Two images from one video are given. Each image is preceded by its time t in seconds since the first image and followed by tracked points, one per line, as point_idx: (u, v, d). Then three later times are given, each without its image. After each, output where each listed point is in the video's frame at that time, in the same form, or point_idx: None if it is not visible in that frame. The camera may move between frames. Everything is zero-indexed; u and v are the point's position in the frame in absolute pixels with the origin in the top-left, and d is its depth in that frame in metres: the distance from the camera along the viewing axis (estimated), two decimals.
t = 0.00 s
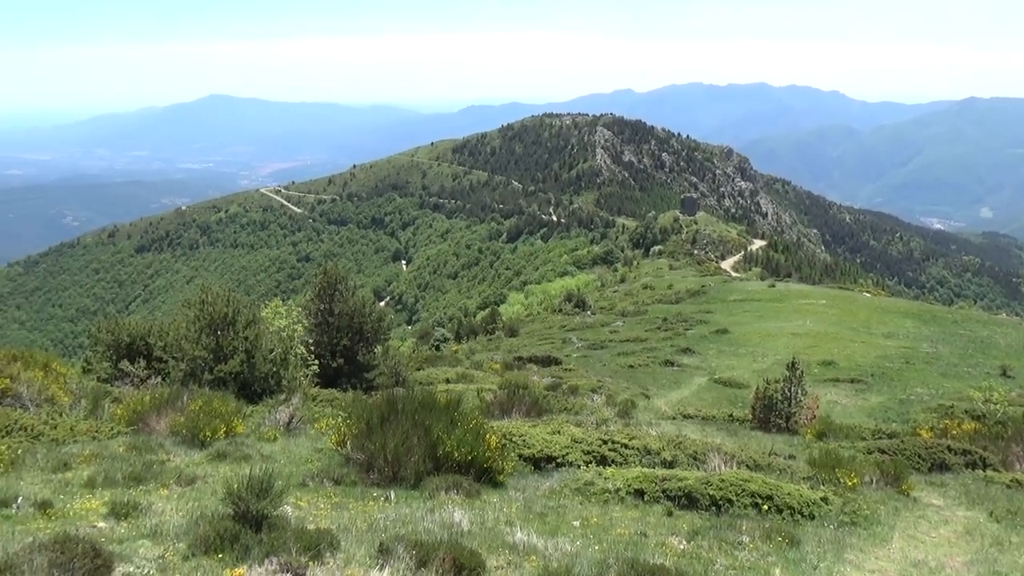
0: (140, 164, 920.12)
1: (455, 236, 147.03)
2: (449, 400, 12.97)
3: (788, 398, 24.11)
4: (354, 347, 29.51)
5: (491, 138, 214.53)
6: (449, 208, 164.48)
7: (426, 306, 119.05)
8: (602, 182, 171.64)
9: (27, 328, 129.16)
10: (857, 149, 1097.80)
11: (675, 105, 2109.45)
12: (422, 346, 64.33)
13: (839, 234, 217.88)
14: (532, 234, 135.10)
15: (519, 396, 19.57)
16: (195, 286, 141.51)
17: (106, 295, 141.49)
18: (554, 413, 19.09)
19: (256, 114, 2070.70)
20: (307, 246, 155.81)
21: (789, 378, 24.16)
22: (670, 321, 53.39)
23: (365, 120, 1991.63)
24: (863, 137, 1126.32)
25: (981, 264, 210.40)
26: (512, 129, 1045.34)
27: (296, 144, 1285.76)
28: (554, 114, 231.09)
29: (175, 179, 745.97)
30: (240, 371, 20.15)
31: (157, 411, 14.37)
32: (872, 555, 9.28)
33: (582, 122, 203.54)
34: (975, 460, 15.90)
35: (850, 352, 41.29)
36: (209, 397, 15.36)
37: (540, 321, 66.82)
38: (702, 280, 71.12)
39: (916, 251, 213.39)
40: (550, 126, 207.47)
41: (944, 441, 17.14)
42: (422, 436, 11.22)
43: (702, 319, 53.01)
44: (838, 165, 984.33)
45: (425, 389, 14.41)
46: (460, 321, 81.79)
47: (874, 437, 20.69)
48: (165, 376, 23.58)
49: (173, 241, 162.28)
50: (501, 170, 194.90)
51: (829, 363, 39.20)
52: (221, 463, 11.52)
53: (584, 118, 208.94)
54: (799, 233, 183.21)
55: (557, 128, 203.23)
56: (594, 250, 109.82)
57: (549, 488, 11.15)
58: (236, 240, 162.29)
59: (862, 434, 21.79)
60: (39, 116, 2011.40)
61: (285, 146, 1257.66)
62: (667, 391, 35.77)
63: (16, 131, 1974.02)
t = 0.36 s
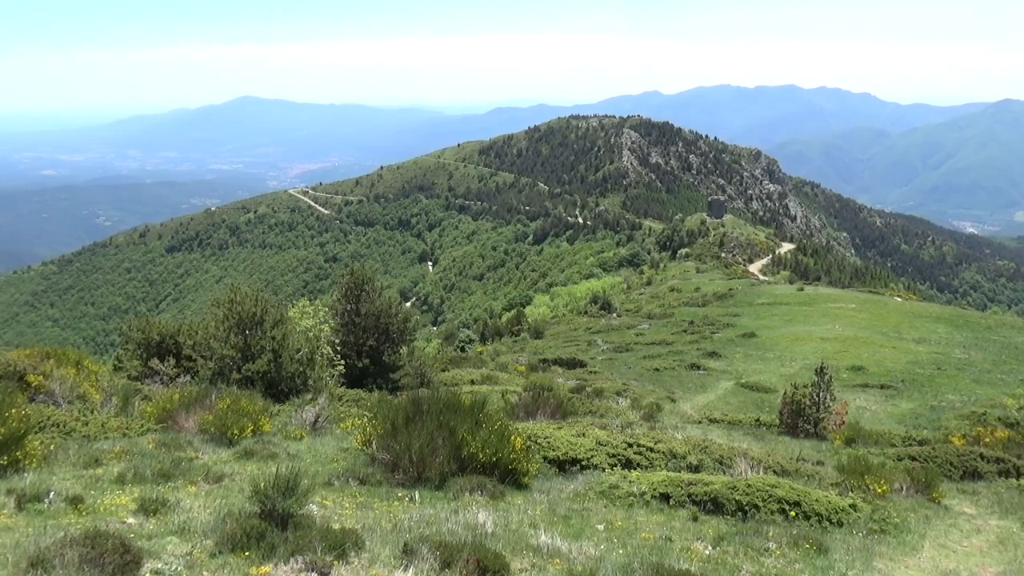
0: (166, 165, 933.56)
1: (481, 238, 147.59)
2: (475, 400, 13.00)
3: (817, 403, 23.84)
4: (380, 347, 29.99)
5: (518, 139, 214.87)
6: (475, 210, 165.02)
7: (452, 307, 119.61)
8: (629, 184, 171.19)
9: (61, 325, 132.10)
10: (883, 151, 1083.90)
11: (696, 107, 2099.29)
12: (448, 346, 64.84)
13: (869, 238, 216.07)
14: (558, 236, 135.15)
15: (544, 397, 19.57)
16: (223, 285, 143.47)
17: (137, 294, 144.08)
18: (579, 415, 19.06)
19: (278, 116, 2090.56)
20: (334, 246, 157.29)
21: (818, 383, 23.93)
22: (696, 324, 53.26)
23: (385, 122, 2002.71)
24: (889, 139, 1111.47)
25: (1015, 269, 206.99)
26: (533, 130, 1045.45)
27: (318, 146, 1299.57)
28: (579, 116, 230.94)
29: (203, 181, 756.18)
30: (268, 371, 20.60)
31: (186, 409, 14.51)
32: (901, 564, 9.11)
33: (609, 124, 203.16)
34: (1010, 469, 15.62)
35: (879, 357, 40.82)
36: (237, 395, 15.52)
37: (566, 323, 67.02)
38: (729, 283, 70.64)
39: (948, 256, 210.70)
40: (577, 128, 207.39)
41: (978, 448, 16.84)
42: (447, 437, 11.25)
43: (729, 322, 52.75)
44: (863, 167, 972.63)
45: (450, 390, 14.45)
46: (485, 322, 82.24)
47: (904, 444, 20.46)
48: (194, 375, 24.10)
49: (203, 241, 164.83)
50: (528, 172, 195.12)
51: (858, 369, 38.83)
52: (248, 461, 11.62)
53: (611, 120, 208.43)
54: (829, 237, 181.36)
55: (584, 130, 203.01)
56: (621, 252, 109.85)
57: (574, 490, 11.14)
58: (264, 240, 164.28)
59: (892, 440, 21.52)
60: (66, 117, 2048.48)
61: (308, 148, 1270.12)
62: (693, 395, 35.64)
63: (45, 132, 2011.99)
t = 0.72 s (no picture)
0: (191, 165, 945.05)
1: (507, 239, 147.80)
2: (499, 402, 13.01)
3: (845, 409, 23.57)
4: (406, 348, 31.07)
5: (545, 141, 214.83)
6: (501, 212, 165.45)
7: (477, 308, 120.11)
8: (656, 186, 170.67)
9: (92, 323, 134.80)
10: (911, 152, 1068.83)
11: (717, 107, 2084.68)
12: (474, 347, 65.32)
13: (900, 242, 213.60)
14: (584, 238, 134.97)
15: (568, 400, 19.55)
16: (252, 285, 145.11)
17: (167, 293, 146.26)
18: (604, 418, 19.00)
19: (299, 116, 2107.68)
20: (361, 247, 158.53)
21: (846, 389, 23.65)
22: (723, 328, 52.94)
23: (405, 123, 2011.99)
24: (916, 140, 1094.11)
25: None
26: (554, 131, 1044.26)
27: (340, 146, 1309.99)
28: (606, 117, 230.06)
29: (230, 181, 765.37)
30: (294, 370, 21.00)
31: (214, 408, 14.71)
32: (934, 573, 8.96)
33: (636, 126, 202.43)
34: None
35: (910, 363, 40.28)
36: (264, 394, 15.72)
37: (591, 326, 67.07)
38: (757, 286, 70.09)
39: (983, 261, 207.39)
40: (604, 130, 206.89)
41: (1011, 457, 16.58)
42: (471, 439, 11.28)
43: (756, 326, 52.36)
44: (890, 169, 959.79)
45: (476, 391, 14.49)
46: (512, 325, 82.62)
47: (936, 452, 20.21)
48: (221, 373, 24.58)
49: (232, 242, 166.73)
50: (554, 173, 195.15)
51: (888, 374, 38.35)
52: (275, 459, 11.72)
53: (638, 122, 207.65)
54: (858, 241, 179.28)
55: (611, 132, 202.34)
56: (647, 255, 109.70)
57: (598, 493, 11.11)
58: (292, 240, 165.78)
59: (924, 449, 21.24)
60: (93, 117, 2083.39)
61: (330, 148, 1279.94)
62: (719, 399, 35.43)
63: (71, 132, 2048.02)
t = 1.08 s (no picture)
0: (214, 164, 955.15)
1: (533, 240, 147.75)
2: (523, 404, 13.01)
3: (874, 415, 23.39)
4: (431, 348, 31.72)
5: (571, 142, 214.48)
6: (527, 213, 165.65)
7: (502, 309, 120.34)
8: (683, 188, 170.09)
9: (123, 321, 137.20)
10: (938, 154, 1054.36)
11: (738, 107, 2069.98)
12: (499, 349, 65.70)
13: (930, 247, 211.37)
14: (609, 239, 134.73)
15: (593, 402, 19.55)
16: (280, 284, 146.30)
17: (195, 292, 147.79)
18: (628, 421, 18.97)
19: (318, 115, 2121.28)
20: (387, 247, 159.55)
21: (875, 395, 23.47)
22: (749, 331, 52.65)
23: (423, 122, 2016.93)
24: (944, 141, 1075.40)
25: None
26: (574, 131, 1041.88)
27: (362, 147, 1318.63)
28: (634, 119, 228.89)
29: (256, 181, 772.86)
30: (320, 369, 21.25)
31: (241, 406, 14.91)
32: None
33: (664, 128, 201.57)
34: None
35: (940, 369, 39.82)
36: (290, 393, 15.86)
37: (616, 328, 67.08)
38: (784, 290, 69.54)
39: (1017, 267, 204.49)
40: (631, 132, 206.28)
41: None
42: (496, 440, 11.31)
43: (783, 330, 51.97)
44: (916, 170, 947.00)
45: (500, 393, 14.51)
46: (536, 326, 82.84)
47: (968, 460, 20.03)
48: (248, 372, 24.96)
49: (260, 241, 167.73)
50: (580, 175, 195.08)
51: (918, 380, 37.93)
52: (300, 458, 11.81)
53: (665, 124, 206.70)
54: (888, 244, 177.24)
55: (638, 134, 201.59)
56: (673, 258, 109.51)
57: (623, 496, 11.10)
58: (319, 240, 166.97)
59: (955, 456, 21.05)
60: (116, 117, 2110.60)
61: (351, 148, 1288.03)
62: (745, 403, 35.23)
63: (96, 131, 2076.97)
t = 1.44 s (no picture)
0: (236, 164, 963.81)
1: (558, 242, 147.53)
2: (547, 406, 13.03)
3: (903, 420, 23.18)
4: (456, 349, 31.87)
5: (598, 144, 214.11)
6: (553, 214, 165.51)
7: (528, 311, 120.19)
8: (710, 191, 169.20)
9: (152, 319, 139.19)
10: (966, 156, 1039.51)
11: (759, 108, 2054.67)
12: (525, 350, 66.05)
13: (962, 252, 208.66)
14: (636, 241, 134.35)
15: (618, 405, 19.54)
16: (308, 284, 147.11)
17: (224, 291, 149.32)
18: (653, 424, 18.95)
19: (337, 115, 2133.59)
20: (413, 248, 160.29)
21: (904, 400, 23.26)
22: (777, 335, 52.31)
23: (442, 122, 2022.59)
24: (972, 143, 1057.12)
25: None
26: (594, 132, 1039.50)
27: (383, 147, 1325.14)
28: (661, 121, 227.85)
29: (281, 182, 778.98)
30: (346, 369, 21.42)
31: (268, 405, 15.08)
32: None
33: (691, 130, 200.55)
34: None
35: (972, 375, 39.30)
36: (317, 393, 15.99)
37: (641, 331, 67.03)
38: (812, 294, 68.91)
39: None
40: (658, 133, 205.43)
41: None
42: (521, 441, 11.34)
43: (811, 334, 51.55)
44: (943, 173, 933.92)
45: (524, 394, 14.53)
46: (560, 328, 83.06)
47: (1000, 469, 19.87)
48: (275, 370, 25.26)
49: (288, 241, 168.69)
50: (606, 176, 194.89)
51: (948, 386, 37.46)
52: (326, 457, 11.90)
53: (693, 126, 205.60)
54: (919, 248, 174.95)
55: (665, 136, 200.90)
56: (700, 260, 109.32)
57: (648, 500, 11.09)
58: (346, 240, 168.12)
59: (987, 465, 20.86)
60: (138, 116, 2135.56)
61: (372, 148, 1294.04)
62: (772, 408, 35.03)
63: (119, 130, 2102.69)
